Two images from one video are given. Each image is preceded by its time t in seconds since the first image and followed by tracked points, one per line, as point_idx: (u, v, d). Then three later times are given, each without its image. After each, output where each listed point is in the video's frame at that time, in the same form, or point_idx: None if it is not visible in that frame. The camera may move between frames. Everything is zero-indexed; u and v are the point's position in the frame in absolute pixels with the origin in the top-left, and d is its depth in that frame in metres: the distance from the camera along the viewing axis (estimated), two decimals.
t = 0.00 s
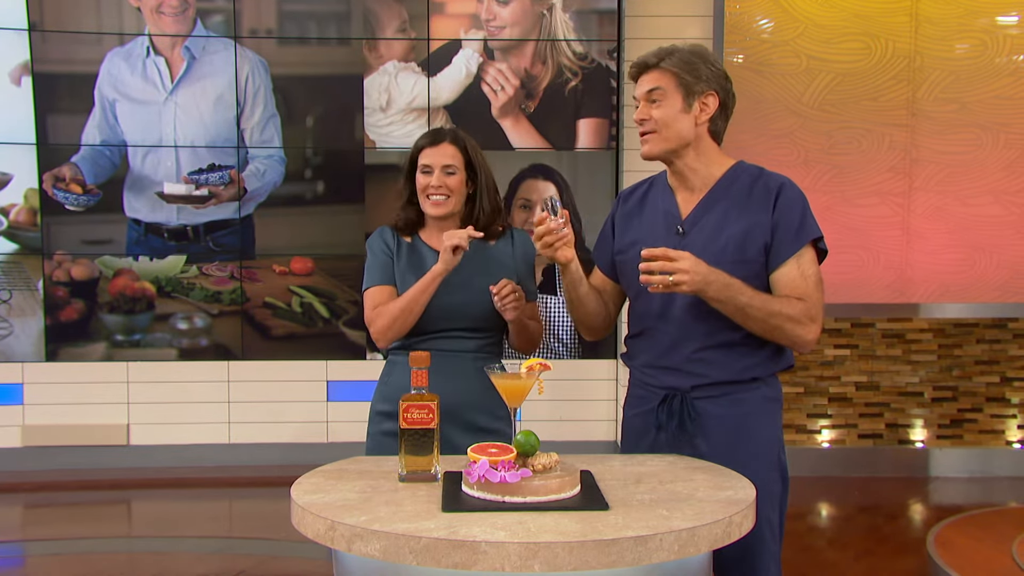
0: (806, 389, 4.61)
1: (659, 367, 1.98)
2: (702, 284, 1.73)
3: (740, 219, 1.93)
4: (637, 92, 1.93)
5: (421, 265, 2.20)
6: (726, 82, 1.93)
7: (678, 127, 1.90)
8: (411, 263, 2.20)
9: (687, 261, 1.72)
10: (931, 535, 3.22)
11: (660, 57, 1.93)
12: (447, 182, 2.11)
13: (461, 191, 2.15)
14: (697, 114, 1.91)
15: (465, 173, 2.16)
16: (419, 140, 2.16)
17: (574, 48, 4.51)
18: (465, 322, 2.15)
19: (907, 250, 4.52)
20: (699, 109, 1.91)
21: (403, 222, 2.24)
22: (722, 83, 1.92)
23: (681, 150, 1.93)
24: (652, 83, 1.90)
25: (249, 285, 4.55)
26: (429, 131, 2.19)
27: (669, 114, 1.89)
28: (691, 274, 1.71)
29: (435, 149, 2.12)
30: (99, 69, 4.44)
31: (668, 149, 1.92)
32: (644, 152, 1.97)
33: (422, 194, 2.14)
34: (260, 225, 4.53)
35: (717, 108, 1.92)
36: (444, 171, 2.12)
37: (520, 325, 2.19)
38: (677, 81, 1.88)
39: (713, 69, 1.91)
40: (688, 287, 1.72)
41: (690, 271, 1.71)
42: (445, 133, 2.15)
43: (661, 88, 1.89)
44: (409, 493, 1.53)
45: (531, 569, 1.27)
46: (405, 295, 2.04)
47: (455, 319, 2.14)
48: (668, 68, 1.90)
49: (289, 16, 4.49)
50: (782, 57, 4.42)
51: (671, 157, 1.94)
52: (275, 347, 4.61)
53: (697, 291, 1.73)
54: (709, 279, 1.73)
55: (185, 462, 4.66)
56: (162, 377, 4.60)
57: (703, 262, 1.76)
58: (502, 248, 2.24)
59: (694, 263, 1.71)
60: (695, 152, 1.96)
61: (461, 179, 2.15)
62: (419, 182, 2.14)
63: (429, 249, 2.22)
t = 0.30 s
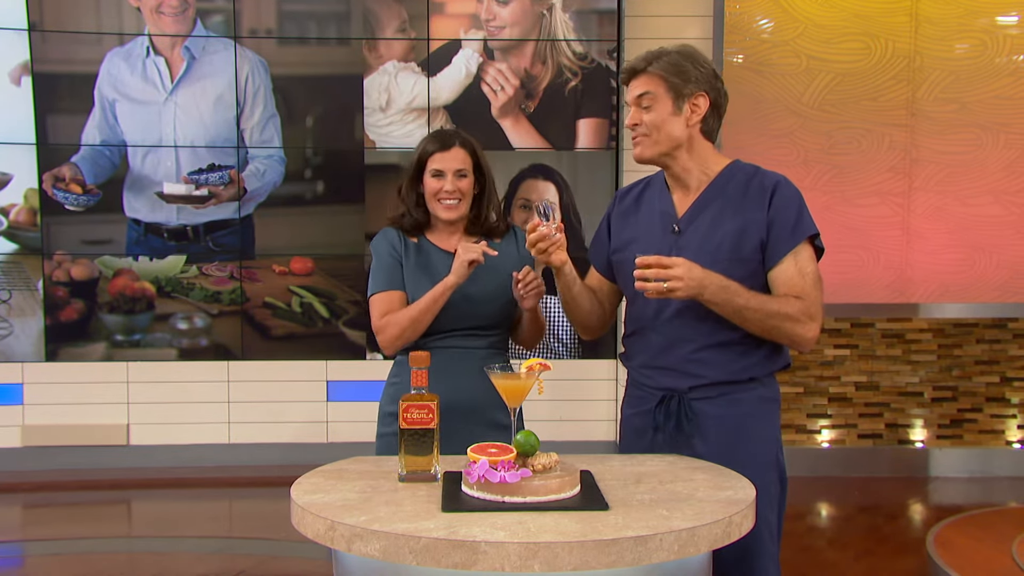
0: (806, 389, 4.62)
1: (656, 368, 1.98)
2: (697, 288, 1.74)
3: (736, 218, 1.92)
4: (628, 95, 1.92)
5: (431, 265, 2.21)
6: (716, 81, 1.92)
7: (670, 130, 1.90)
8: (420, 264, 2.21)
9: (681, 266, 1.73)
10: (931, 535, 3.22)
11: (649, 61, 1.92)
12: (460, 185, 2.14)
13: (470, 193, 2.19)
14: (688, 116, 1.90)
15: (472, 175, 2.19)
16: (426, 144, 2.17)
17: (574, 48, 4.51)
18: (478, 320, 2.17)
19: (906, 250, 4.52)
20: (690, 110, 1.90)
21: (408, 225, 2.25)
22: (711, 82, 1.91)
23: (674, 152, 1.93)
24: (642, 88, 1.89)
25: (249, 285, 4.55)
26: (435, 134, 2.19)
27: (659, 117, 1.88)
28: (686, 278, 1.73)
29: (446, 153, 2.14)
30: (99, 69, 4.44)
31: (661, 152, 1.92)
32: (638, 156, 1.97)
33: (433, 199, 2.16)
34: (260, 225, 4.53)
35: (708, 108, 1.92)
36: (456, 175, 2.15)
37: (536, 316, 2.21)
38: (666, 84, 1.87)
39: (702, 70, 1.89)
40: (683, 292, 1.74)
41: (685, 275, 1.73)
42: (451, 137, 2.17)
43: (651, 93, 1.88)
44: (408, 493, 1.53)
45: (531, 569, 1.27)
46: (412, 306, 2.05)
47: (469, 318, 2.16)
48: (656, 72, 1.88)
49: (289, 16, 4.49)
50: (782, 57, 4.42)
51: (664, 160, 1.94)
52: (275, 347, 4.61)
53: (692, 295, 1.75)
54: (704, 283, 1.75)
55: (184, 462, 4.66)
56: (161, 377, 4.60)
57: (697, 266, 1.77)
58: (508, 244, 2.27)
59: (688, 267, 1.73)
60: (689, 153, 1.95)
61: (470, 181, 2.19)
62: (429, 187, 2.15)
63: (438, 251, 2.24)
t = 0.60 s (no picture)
0: (805, 389, 4.62)
1: (653, 368, 1.98)
2: (692, 286, 1.76)
3: (731, 218, 1.93)
4: (622, 99, 1.91)
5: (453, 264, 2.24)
6: (708, 79, 1.92)
7: (666, 132, 1.89)
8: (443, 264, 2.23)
9: (677, 264, 1.74)
10: (931, 535, 3.22)
11: (641, 63, 1.91)
12: (486, 187, 2.19)
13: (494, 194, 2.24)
14: (683, 117, 1.90)
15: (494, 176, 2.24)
16: (449, 146, 2.20)
17: (574, 48, 4.51)
18: (507, 318, 2.22)
19: (906, 250, 4.52)
20: (685, 110, 1.90)
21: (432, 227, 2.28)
22: (704, 82, 1.91)
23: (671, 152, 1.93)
24: (637, 90, 1.88)
25: (248, 285, 4.55)
26: (457, 137, 2.21)
27: (656, 119, 1.88)
28: (682, 275, 1.74)
29: (471, 155, 2.18)
30: (99, 69, 4.44)
31: (659, 153, 1.92)
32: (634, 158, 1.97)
33: (459, 201, 2.20)
34: (259, 225, 4.53)
35: (703, 107, 1.92)
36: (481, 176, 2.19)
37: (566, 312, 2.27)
38: (661, 87, 1.86)
39: (695, 70, 1.89)
40: (678, 290, 1.75)
41: (681, 272, 1.74)
42: (473, 139, 2.21)
43: (646, 95, 1.86)
44: (408, 493, 1.54)
45: (531, 569, 1.27)
46: (428, 317, 2.10)
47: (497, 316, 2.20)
48: (650, 74, 1.87)
49: (289, 16, 4.49)
50: (781, 57, 4.42)
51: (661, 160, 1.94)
52: (274, 347, 4.61)
53: (687, 293, 1.76)
54: (699, 281, 1.76)
55: (184, 462, 4.66)
56: (160, 377, 4.60)
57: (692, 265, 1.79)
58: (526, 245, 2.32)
59: (683, 264, 1.74)
60: (684, 153, 1.95)
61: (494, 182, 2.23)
62: (455, 190, 2.19)
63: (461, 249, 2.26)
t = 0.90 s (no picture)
0: (805, 389, 4.62)
1: (649, 367, 1.97)
2: (691, 280, 1.75)
3: (727, 217, 1.93)
4: (617, 106, 1.89)
5: (468, 267, 2.24)
6: (699, 77, 1.92)
7: (667, 134, 1.88)
8: (457, 267, 2.23)
9: (677, 258, 1.74)
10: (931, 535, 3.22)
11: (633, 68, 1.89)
12: (503, 187, 2.19)
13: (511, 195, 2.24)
14: (681, 117, 1.89)
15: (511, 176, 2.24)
16: (466, 146, 2.20)
17: (573, 48, 4.51)
18: (521, 323, 2.22)
19: (905, 251, 4.52)
20: (682, 111, 1.89)
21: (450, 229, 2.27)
22: (695, 80, 1.90)
23: (671, 154, 1.93)
24: (634, 96, 1.86)
25: (248, 285, 4.55)
26: (474, 137, 2.21)
27: (656, 123, 1.86)
28: (681, 270, 1.73)
29: (487, 155, 2.18)
30: (99, 69, 4.44)
31: (660, 156, 1.91)
32: (635, 164, 1.95)
33: (476, 202, 2.19)
34: (259, 225, 4.53)
35: (698, 106, 1.92)
36: (498, 177, 2.19)
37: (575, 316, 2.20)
38: (657, 90, 1.85)
39: (686, 70, 1.89)
40: (676, 284, 1.74)
41: (680, 267, 1.74)
42: (489, 139, 2.21)
43: (644, 100, 1.85)
44: (408, 493, 1.54)
45: (531, 569, 1.27)
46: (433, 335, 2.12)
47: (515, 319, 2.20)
48: (645, 78, 1.85)
49: (289, 17, 4.49)
50: (781, 57, 4.42)
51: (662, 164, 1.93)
52: (274, 347, 4.61)
53: (685, 288, 1.76)
54: (698, 276, 1.76)
55: (184, 462, 4.66)
56: (160, 377, 4.60)
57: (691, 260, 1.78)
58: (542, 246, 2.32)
59: (683, 259, 1.74)
60: (683, 153, 1.95)
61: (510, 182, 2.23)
62: (473, 190, 2.19)
63: (477, 251, 2.26)
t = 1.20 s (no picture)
0: (805, 389, 4.62)
1: (648, 366, 1.97)
2: (691, 277, 1.75)
3: (724, 217, 1.94)
4: (605, 118, 1.87)
5: (473, 268, 2.23)
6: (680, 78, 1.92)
7: (659, 139, 1.87)
8: (462, 267, 2.23)
9: (677, 255, 1.74)
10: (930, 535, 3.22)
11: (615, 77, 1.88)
12: (510, 187, 2.16)
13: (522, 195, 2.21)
14: (670, 120, 1.88)
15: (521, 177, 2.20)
16: (474, 146, 2.19)
17: (573, 48, 4.51)
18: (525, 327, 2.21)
19: (905, 251, 4.52)
20: (670, 114, 1.88)
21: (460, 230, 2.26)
22: (678, 82, 1.90)
23: (665, 158, 1.92)
24: (622, 105, 1.84)
25: (248, 285, 4.55)
26: (483, 137, 2.19)
27: (647, 130, 1.85)
28: (681, 267, 1.73)
29: (494, 155, 2.15)
30: (99, 69, 4.44)
31: (655, 161, 1.90)
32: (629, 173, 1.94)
33: (484, 202, 2.18)
34: (259, 225, 4.53)
35: (685, 107, 1.91)
36: (505, 178, 2.17)
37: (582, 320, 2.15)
38: (644, 97, 1.84)
39: (668, 73, 1.88)
40: (677, 282, 1.74)
41: (680, 264, 1.73)
42: (498, 139, 2.18)
43: (632, 109, 1.84)
44: (408, 493, 1.54)
45: (530, 569, 1.27)
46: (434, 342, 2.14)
47: (517, 322, 2.20)
48: (631, 87, 1.84)
49: (289, 17, 4.49)
50: (781, 58, 4.42)
51: (657, 169, 1.92)
52: (274, 347, 4.61)
53: (685, 285, 1.75)
54: (698, 273, 1.75)
55: (183, 461, 4.66)
56: (159, 377, 4.59)
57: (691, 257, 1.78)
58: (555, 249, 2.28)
59: (683, 256, 1.73)
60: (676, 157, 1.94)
61: (520, 183, 2.20)
62: (481, 191, 2.18)
63: (485, 253, 2.24)
